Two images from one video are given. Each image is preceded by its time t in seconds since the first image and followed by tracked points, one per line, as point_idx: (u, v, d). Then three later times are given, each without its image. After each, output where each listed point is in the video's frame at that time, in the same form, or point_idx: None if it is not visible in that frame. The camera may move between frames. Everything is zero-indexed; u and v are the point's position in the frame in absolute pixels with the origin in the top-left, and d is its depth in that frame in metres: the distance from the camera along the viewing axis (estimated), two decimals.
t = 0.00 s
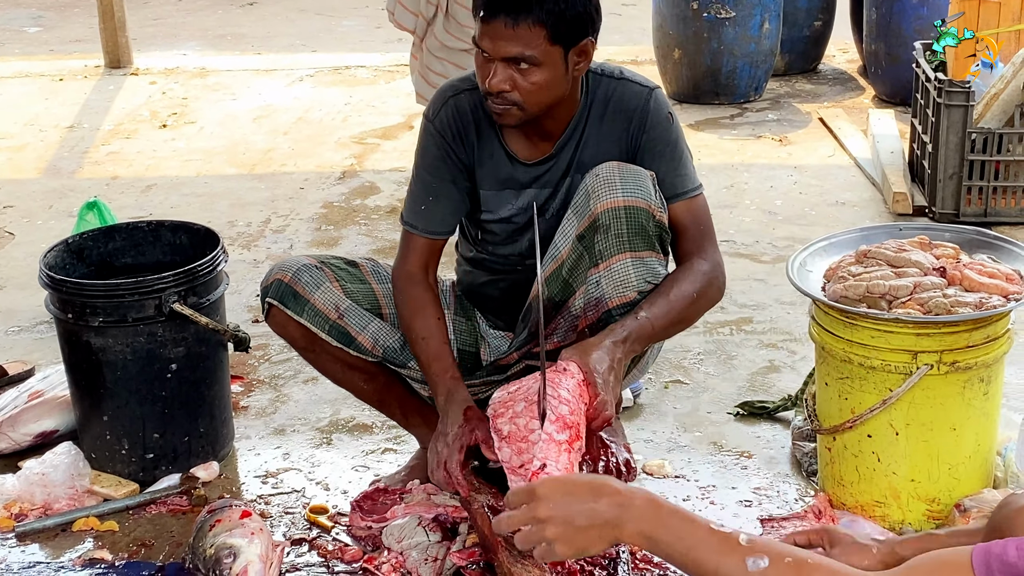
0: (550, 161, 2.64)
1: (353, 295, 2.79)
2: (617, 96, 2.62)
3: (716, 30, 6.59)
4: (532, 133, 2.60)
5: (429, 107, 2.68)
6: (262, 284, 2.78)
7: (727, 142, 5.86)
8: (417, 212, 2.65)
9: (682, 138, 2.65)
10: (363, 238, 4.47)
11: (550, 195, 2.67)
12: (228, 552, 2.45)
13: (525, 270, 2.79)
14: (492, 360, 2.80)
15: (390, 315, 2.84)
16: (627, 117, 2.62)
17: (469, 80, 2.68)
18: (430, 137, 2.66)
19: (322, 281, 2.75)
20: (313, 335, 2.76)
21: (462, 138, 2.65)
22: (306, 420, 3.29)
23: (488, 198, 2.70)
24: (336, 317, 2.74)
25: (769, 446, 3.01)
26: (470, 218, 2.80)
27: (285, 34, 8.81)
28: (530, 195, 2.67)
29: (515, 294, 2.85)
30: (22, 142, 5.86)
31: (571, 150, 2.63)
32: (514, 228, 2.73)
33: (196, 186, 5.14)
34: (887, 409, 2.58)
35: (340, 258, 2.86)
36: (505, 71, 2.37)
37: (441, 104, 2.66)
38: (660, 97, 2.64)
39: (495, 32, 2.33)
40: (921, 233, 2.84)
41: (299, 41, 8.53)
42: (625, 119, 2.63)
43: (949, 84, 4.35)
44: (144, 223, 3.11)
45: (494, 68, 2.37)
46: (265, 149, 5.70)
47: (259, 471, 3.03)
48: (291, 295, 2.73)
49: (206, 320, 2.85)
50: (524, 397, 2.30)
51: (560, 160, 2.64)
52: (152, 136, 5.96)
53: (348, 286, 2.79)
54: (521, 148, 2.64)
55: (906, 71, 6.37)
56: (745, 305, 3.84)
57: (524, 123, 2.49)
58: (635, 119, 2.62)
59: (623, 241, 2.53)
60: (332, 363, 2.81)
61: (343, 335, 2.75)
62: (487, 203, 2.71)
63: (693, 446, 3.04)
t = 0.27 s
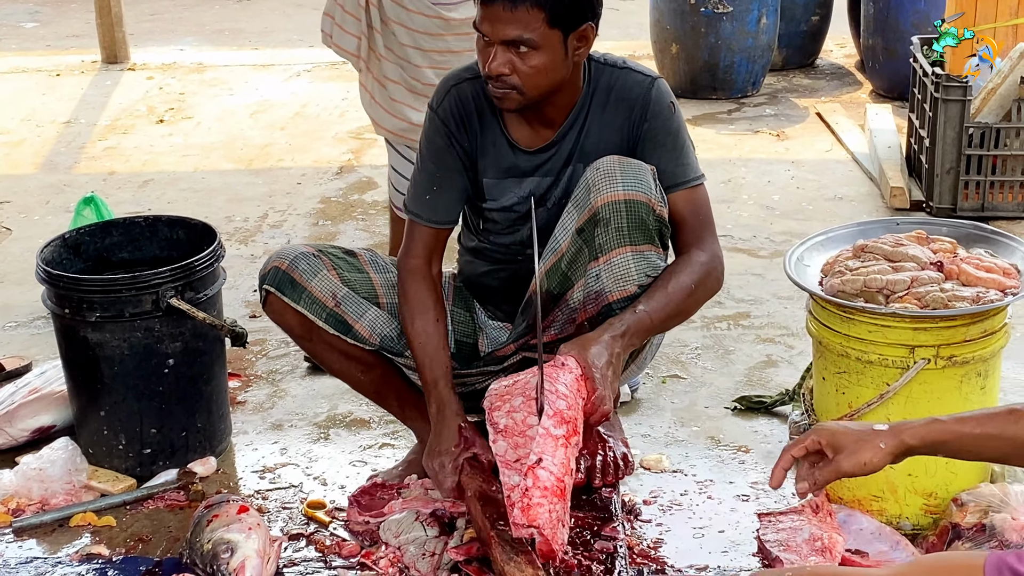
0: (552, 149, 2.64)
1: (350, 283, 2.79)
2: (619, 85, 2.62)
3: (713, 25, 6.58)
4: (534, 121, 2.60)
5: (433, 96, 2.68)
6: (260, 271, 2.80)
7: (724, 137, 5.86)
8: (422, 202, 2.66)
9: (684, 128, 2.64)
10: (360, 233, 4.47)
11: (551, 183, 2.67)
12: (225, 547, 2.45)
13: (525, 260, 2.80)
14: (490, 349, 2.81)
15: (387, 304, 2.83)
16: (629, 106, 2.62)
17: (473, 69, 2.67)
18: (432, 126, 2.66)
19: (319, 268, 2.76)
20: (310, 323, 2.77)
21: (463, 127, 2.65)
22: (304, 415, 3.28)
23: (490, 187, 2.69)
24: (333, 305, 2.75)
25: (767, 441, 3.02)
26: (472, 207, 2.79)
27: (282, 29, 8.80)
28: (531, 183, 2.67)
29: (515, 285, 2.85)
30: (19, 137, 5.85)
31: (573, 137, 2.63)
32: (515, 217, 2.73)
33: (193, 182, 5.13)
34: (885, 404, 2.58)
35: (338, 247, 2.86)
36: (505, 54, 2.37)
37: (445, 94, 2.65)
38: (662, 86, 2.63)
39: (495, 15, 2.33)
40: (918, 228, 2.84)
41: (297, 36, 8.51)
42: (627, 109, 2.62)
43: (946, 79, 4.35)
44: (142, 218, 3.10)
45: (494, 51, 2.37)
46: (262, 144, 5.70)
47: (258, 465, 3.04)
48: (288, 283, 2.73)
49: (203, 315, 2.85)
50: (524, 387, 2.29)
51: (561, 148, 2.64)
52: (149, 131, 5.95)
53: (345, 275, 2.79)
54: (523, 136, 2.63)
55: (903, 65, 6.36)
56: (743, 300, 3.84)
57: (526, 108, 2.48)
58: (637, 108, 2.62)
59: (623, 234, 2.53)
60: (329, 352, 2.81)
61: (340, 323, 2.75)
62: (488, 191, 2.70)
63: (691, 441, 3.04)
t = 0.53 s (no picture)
0: (547, 141, 2.65)
1: (344, 271, 2.80)
2: (618, 81, 2.61)
3: (711, 20, 6.58)
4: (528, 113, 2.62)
5: (432, 80, 2.74)
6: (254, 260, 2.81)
7: (722, 132, 5.86)
8: (412, 177, 2.78)
9: (682, 125, 2.63)
10: (358, 229, 4.47)
11: (545, 174, 2.68)
12: (223, 542, 2.46)
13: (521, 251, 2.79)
14: (484, 341, 2.81)
15: (383, 292, 2.83)
16: (627, 101, 2.62)
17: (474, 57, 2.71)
18: (429, 111, 2.72)
19: (313, 257, 2.77)
20: (305, 312, 2.77)
21: (457, 114, 2.70)
22: (302, 410, 3.29)
23: (485, 175, 2.72)
24: (327, 294, 2.75)
25: (764, 435, 3.02)
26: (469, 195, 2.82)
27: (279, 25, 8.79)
28: (524, 174, 2.68)
29: (511, 277, 2.83)
30: (16, 133, 5.84)
31: (569, 132, 2.64)
32: (507, 207, 2.73)
33: (191, 177, 5.13)
34: (881, 398, 2.59)
35: (334, 237, 2.88)
36: (501, 49, 2.38)
37: (442, 79, 2.71)
38: (661, 82, 2.62)
39: (490, 10, 2.34)
40: (916, 222, 2.84)
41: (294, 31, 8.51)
42: (625, 103, 2.62)
43: (944, 73, 4.35)
44: (139, 214, 3.10)
45: (490, 45, 2.38)
46: (260, 139, 5.69)
47: (256, 460, 3.04)
48: (282, 271, 2.75)
49: (201, 310, 2.85)
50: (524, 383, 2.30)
51: (556, 141, 2.65)
52: (147, 126, 5.95)
53: (339, 263, 2.80)
54: (517, 127, 2.66)
55: (901, 60, 6.36)
56: (740, 295, 3.85)
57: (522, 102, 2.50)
58: (635, 103, 2.61)
59: (618, 230, 2.53)
60: (324, 343, 2.81)
61: (335, 312, 2.75)
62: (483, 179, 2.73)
63: (688, 435, 3.04)
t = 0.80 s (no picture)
0: (545, 132, 2.65)
1: (343, 267, 2.80)
2: (617, 74, 2.62)
3: (709, 17, 6.57)
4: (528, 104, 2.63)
5: (433, 72, 2.75)
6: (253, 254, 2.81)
7: (720, 128, 5.86)
8: (413, 171, 2.79)
9: (680, 119, 2.63)
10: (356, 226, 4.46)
11: (544, 167, 2.68)
12: (222, 538, 2.46)
13: (520, 243, 2.79)
14: (481, 338, 2.80)
15: (381, 287, 2.84)
16: (625, 94, 2.62)
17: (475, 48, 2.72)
18: (429, 101, 2.73)
19: (311, 252, 2.77)
20: (303, 306, 2.77)
21: (457, 105, 2.71)
22: (300, 407, 3.29)
23: (484, 166, 2.73)
24: (326, 288, 2.76)
25: (762, 431, 3.02)
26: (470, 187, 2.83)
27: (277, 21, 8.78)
28: (523, 166, 2.69)
29: (511, 270, 2.84)
30: (14, 130, 5.83)
31: (567, 124, 2.64)
32: (508, 199, 2.74)
33: (189, 174, 5.13)
34: (880, 394, 2.59)
35: (332, 232, 2.87)
36: (485, 47, 2.43)
37: (443, 70, 2.72)
38: (660, 76, 2.62)
39: (475, 13, 2.39)
40: (913, 218, 2.84)
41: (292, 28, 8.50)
42: (623, 96, 2.62)
43: (941, 70, 4.35)
44: (137, 211, 3.10)
45: (478, 45, 2.43)
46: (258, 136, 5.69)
47: (254, 457, 3.04)
48: (281, 265, 2.74)
49: (200, 307, 2.85)
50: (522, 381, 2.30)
51: (555, 133, 2.65)
52: (145, 123, 5.94)
53: (338, 258, 2.80)
54: (517, 118, 2.67)
55: (899, 57, 6.36)
56: (738, 292, 3.85)
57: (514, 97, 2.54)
58: (633, 96, 2.61)
59: (615, 225, 2.54)
60: (323, 338, 2.81)
61: (334, 307, 2.76)
62: (483, 171, 2.74)
63: (687, 431, 3.05)
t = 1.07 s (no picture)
0: (544, 127, 2.66)
1: (345, 264, 2.78)
2: (614, 68, 2.61)
3: (708, 14, 6.57)
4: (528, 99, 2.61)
5: (428, 69, 2.72)
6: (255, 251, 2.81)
7: (718, 125, 5.86)
8: (405, 165, 2.78)
9: (677, 111, 2.63)
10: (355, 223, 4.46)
11: (544, 161, 2.68)
12: (221, 536, 2.46)
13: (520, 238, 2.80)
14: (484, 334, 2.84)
15: (382, 285, 2.82)
16: (622, 87, 2.61)
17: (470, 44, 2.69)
18: (426, 96, 2.72)
19: (314, 249, 2.76)
20: (304, 303, 2.77)
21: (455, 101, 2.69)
22: (299, 405, 3.29)
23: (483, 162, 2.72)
24: (328, 286, 2.75)
25: (762, 429, 3.02)
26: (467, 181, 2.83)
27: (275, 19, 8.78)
28: (523, 161, 2.69)
29: (510, 264, 2.85)
30: (13, 128, 5.83)
31: (566, 118, 2.65)
32: (509, 195, 2.74)
33: (187, 172, 5.12)
34: (879, 391, 2.59)
35: (335, 230, 2.85)
36: (521, 54, 2.38)
37: (438, 66, 2.69)
38: (656, 68, 2.62)
39: (507, 22, 2.31)
40: (913, 215, 2.84)
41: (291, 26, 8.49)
42: (620, 90, 2.62)
43: (940, 67, 4.35)
44: (136, 208, 3.09)
45: (512, 53, 2.37)
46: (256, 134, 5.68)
47: (253, 455, 3.04)
48: (282, 263, 2.74)
49: (199, 304, 2.84)
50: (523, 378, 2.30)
51: (553, 127, 2.66)
52: (144, 121, 5.93)
53: (340, 256, 2.78)
54: (516, 113, 2.65)
55: (897, 54, 6.36)
56: (737, 289, 3.85)
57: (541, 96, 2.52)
58: (630, 89, 2.61)
59: (616, 223, 2.53)
60: (323, 335, 2.80)
61: (335, 304, 2.76)
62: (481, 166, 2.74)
63: (686, 429, 3.05)
